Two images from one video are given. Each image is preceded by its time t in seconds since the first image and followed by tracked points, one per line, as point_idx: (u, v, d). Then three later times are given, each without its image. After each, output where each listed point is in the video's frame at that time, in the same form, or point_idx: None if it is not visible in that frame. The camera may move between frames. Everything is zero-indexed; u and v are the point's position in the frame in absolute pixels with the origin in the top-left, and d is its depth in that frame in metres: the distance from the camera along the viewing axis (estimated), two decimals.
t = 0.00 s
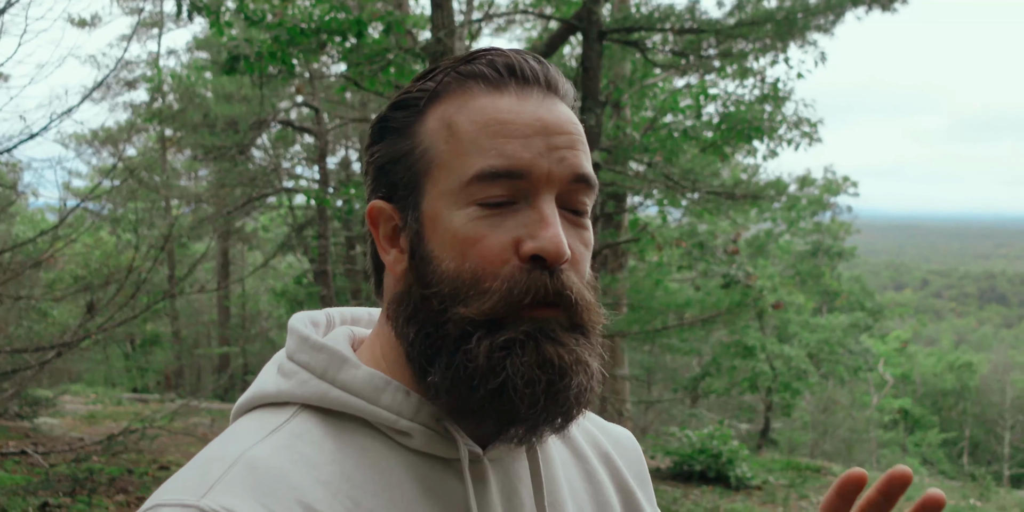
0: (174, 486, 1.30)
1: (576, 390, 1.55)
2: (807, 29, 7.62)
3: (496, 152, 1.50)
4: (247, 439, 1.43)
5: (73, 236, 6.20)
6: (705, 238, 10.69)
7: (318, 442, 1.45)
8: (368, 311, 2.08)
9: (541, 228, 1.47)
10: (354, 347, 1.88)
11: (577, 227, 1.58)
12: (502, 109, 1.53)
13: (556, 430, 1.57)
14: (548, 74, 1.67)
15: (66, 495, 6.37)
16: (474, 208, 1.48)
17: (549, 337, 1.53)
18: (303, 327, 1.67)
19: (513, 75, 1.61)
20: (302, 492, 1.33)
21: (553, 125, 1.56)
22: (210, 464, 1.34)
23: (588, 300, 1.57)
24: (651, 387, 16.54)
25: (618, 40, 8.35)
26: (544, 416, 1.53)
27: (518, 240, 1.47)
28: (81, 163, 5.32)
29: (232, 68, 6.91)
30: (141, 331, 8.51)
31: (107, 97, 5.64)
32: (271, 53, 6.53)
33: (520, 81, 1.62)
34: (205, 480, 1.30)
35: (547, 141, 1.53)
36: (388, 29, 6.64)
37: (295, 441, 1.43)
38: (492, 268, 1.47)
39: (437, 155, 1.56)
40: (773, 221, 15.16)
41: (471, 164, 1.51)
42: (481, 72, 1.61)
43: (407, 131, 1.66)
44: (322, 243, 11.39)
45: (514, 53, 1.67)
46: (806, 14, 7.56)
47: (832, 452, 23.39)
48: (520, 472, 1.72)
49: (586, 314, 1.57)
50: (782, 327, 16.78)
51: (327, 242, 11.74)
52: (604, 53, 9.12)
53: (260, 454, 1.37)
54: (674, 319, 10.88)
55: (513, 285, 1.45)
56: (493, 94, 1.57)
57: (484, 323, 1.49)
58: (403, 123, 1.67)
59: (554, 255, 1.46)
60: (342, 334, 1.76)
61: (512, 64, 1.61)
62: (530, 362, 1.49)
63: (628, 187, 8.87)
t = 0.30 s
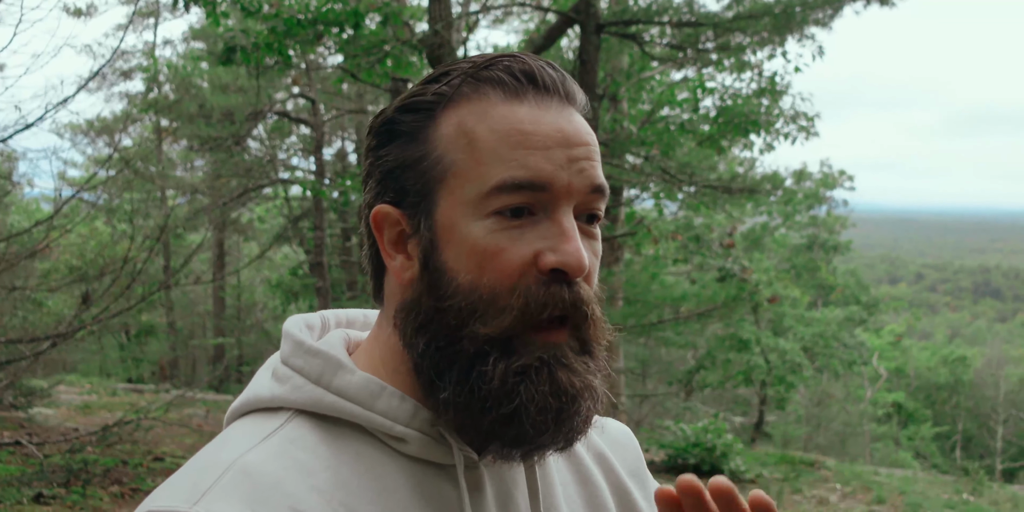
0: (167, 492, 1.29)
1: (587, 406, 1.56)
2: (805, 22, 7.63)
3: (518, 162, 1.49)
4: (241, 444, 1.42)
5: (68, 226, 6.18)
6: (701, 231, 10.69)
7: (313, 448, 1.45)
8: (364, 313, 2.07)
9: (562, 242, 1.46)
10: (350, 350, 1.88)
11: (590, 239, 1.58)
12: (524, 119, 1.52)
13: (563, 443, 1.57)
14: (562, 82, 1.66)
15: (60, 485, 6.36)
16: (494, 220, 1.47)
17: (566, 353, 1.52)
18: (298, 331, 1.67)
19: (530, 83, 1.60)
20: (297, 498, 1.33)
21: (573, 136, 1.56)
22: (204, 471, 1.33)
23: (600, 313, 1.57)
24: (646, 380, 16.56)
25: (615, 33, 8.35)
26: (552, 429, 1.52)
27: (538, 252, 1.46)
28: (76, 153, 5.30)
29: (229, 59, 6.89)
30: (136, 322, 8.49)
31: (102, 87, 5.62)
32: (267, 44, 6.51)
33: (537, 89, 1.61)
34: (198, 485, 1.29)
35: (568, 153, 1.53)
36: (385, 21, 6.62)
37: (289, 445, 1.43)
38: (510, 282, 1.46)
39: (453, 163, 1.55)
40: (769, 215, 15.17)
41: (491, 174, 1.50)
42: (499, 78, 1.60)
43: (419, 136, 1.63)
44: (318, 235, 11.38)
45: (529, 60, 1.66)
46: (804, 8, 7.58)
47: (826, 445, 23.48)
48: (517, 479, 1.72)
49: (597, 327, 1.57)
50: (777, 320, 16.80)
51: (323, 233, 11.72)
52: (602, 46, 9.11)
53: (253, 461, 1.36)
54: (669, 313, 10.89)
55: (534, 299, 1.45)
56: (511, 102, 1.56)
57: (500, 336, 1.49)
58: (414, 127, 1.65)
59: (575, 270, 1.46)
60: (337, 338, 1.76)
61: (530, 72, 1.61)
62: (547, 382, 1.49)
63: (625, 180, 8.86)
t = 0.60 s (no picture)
0: (166, 491, 1.28)
1: (587, 404, 1.55)
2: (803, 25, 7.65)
3: (509, 160, 1.48)
4: (242, 443, 1.41)
5: (65, 228, 6.17)
6: (699, 234, 10.69)
7: (314, 448, 1.43)
8: (369, 311, 2.06)
9: (555, 241, 1.46)
10: (354, 347, 1.87)
11: (587, 236, 1.57)
12: (515, 116, 1.51)
13: (564, 442, 1.56)
14: (558, 75, 1.64)
15: (58, 487, 6.34)
16: (485, 219, 1.47)
17: (561, 353, 1.52)
18: (301, 329, 1.65)
19: (524, 78, 1.59)
20: (297, 498, 1.32)
21: (566, 132, 1.54)
22: (204, 470, 1.32)
23: (598, 311, 1.57)
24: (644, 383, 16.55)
25: (613, 35, 8.34)
26: (551, 428, 1.52)
27: (531, 252, 1.46)
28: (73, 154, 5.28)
29: (227, 60, 6.87)
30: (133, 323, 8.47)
31: (100, 88, 5.60)
32: (265, 45, 6.49)
33: (532, 83, 1.59)
34: (198, 485, 1.28)
35: (561, 150, 1.51)
36: (383, 22, 6.61)
37: (291, 445, 1.42)
38: (504, 281, 1.46)
39: (446, 162, 1.54)
40: (766, 217, 15.17)
41: (482, 173, 1.49)
42: (491, 75, 1.59)
43: (412, 134, 1.63)
44: (315, 237, 11.36)
45: (525, 54, 1.64)
46: (801, 10, 7.59)
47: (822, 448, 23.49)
48: (520, 477, 1.70)
49: (595, 325, 1.56)
50: (774, 323, 16.80)
51: (320, 235, 11.71)
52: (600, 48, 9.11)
53: (254, 460, 1.35)
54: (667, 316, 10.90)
55: (526, 299, 1.45)
56: (503, 99, 1.54)
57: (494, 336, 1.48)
58: (408, 125, 1.64)
59: (569, 269, 1.46)
60: (341, 336, 1.75)
61: (524, 67, 1.59)
62: (543, 380, 1.49)
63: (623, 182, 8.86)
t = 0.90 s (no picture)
0: (181, 487, 1.28)
1: (598, 410, 1.56)
2: (796, 34, 7.68)
3: (528, 169, 1.49)
4: (255, 440, 1.41)
5: (60, 239, 6.15)
6: (693, 243, 10.73)
7: (327, 446, 1.44)
8: (376, 312, 2.07)
9: (571, 248, 1.46)
10: (364, 348, 1.87)
11: (601, 244, 1.58)
12: (534, 125, 1.52)
13: (575, 444, 1.57)
14: (574, 84, 1.65)
15: (53, 499, 6.32)
16: (504, 225, 1.47)
17: (576, 359, 1.52)
18: (313, 328, 1.66)
19: (542, 86, 1.60)
20: (311, 495, 1.32)
21: (584, 142, 1.55)
22: (219, 467, 1.32)
23: (611, 318, 1.57)
24: (639, 392, 16.57)
25: (608, 44, 8.36)
26: (564, 433, 1.52)
27: (548, 259, 1.46)
28: (67, 164, 5.28)
29: (223, 70, 6.87)
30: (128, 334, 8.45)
31: (94, 99, 5.61)
32: (260, 55, 6.49)
33: (549, 92, 1.60)
34: (213, 481, 1.28)
35: (579, 158, 1.52)
36: (379, 33, 6.62)
37: (304, 442, 1.42)
38: (521, 287, 1.46)
39: (464, 167, 1.54)
40: (760, 226, 15.21)
41: (502, 180, 1.49)
42: (510, 82, 1.60)
43: (429, 138, 1.63)
44: (310, 247, 11.37)
45: (542, 63, 1.65)
46: (795, 20, 7.64)
47: (817, 457, 23.49)
48: (527, 477, 1.71)
49: (609, 332, 1.57)
50: (768, 332, 16.82)
51: (315, 246, 11.71)
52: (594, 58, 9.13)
53: (269, 457, 1.35)
54: (662, 325, 10.93)
55: (544, 304, 1.45)
56: (522, 107, 1.55)
57: (511, 340, 1.49)
58: (425, 130, 1.64)
59: (585, 276, 1.46)
60: (351, 335, 1.76)
61: (542, 76, 1.60)
62: (560, 383, 1.49)
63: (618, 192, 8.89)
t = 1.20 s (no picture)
0: (180, 489, 1.29)
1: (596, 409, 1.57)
2: (795, 40, 7.69)
3: (534, 170, 1.50)
4: (253, 442, 1.42)
5: (62, 250, 6.16)
6: (695, 249, 10.73)
7: (324, 447, 1.44)
8: (374, 318, 2.08)
9: (575, 249, 1.47)
10: (362, 353, 1.88)
11: (603, 248, 1.59)
12: (540, 128, 1.54)
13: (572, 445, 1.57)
14: (578, 92, 1.67)
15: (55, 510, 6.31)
16: (509, 225, 1.48)
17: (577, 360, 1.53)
18: (311, 333, 1.67)
19: (546, 93, 1.62)
20: (309, 496, 1.33)
21: (587, 147, 1.57)
22: (217, 468, 1.33)
23: (612, 321, 1.58)
24: (641, 399, 16.56)
25: (608, 52, 8.38)
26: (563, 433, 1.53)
27: (552, 259, 1.47)
28: (69, 177, 5.29)
29: (223, 81, 6.89)
30: (130, 345, 8.46)
31: (95, 111, 5.62)
32: (260, 66, 6.48)
33: (553, 98, 1.62)
34: (211, 482, 1.29)
35: (583, 162, 1.53)
36: (378, 42, 6.64)
37: (302, 444, 1.43)
38: (526, 287, 1.46)
39: (469, 169, 1.55)
40: (762, 232, 15.22)
41: (507, 180, 1.50)
42: (516, 88, 1.61)
43: (434, 141, 1.64)
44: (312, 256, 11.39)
45: (546, 70, 1.67)
46: (794, 26, 7.66)
47: (821, 463, 23.44)
48: (524, 480, 1.71)
49: (609, 335, 1.58)
50: (771, 338, 16.80)
51: (317, 255, 11.72)
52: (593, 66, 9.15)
53: (267, 459, 1.36)
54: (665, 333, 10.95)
55: (547, 304, 1.45)
56: (527, 111, 1.57)
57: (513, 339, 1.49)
58: (429, 133, 1.65)
59: (588, 277, 1.47)
60: (350, 340, 1.76)
61: (547, 82, 1.62)
62: (560, 381, 1.51)
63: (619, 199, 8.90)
